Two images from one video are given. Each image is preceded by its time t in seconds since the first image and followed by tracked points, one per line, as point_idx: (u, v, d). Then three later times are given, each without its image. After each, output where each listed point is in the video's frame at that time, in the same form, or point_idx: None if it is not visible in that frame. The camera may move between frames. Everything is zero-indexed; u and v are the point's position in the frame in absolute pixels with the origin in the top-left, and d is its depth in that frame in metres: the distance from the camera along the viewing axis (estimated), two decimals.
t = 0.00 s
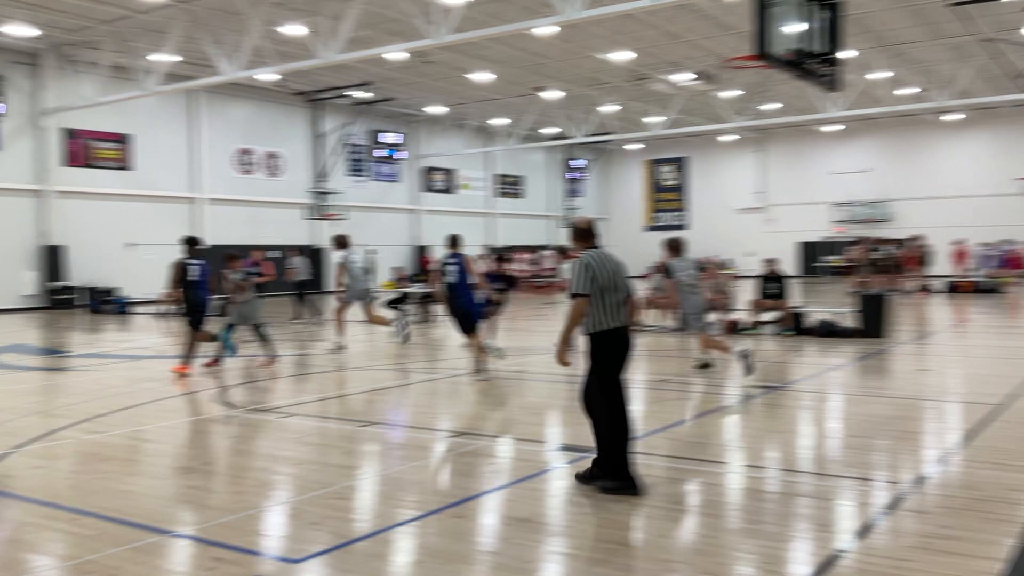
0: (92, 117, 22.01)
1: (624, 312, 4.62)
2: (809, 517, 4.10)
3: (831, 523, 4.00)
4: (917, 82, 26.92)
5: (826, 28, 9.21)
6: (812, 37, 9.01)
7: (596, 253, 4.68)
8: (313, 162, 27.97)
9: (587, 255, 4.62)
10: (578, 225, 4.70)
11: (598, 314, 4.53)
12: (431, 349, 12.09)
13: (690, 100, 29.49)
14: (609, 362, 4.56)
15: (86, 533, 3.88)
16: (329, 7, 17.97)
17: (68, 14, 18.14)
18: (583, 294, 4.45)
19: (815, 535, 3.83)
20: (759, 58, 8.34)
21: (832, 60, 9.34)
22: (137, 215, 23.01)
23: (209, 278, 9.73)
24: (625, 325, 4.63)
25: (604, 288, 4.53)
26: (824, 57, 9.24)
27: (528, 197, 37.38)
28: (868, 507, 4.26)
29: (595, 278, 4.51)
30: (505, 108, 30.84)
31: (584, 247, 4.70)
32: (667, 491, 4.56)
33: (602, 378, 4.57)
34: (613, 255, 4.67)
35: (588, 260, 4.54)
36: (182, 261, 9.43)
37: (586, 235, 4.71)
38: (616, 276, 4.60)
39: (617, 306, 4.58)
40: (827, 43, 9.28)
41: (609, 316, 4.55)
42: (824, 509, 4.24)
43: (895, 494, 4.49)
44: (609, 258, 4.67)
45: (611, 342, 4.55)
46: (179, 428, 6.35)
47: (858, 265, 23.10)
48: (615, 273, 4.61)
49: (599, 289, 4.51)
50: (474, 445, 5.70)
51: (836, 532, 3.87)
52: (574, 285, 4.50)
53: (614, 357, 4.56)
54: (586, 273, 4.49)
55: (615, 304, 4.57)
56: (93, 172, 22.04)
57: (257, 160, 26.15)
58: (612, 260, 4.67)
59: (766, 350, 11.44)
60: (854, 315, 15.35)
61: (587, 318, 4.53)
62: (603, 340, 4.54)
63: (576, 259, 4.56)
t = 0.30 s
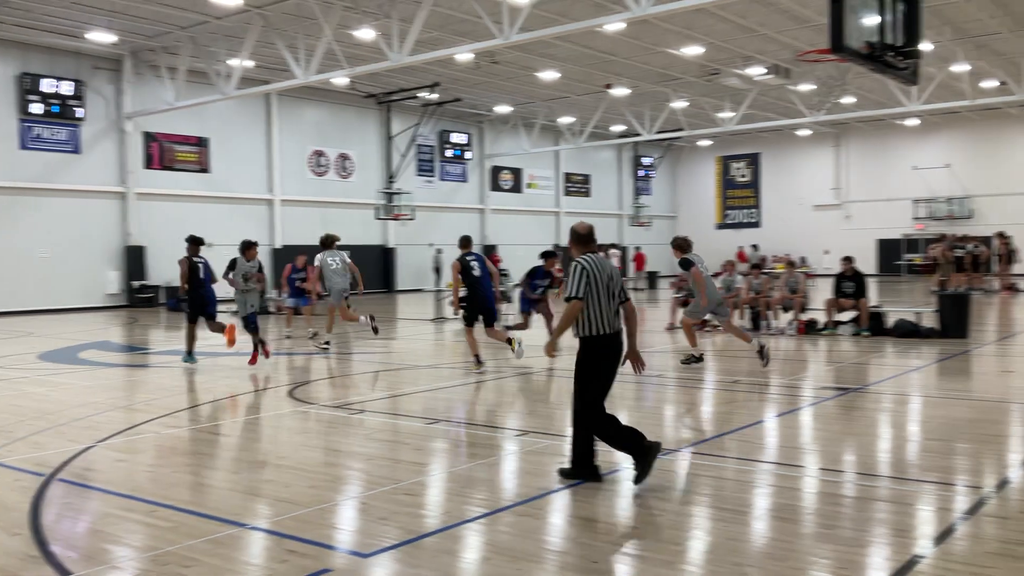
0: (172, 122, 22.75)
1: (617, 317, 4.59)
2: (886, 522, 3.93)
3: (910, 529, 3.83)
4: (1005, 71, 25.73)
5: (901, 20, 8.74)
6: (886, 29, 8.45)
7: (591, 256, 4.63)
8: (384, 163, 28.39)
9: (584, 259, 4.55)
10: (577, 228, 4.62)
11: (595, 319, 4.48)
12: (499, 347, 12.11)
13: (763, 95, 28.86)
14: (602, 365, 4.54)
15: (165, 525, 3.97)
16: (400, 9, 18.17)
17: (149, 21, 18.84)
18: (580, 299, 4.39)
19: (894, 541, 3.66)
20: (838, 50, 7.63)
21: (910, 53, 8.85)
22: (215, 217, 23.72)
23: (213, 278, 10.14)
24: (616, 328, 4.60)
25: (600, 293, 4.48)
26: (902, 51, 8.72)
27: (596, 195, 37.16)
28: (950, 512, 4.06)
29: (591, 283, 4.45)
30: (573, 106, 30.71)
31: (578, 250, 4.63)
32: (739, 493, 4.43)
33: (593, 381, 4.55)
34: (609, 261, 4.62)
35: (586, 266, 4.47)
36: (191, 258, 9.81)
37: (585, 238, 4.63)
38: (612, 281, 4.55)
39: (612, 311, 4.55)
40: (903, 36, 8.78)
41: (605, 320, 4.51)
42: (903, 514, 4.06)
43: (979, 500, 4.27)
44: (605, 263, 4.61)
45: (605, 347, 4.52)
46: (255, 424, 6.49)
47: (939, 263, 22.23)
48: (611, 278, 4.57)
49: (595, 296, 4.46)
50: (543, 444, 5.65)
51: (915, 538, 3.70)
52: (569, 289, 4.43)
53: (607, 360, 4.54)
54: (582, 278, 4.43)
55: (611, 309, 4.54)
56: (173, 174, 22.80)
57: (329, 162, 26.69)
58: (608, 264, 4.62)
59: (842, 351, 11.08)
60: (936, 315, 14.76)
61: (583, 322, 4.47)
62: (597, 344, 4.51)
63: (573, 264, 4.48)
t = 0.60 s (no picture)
0: (213, 124, 23.13)
1: (589, 319, 4.78)
2: (929, 526, 3.83)
3: (954, 533, 3.73)
4: None
5: (942, 17, 8.35)
6: (929, 27, 8.22)
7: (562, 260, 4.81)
8: (421, 163, 28.53)
9: (554, 262, 4.75)
10: (547, 232, 4.80)
11: (568, 319, 4.67)
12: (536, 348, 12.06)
13: (803, 93, 28.47)
14: (577, 362, 4.69)
15: (205, 522, 4.02)
16: (437, 10, 18.24)
17: (191, 24, 19.18)
18: (552, 298, 4.59)
19: (935, 545, 3.57)
20: (881, 47, 7.47)
21: (955, 50, 8.41)
22: (255, 217, 24.04)
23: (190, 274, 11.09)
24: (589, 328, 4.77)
25: (570, 294, 4.66)
26: (946, 48, 8.36)
27: (633, 195, 36.94)
28: (994, 517, 3.93)
29: (561, 282, 4.64)
30: (610, 106, 30.56)
31: (549, 255, 4.81)
32: (778, 495, 4.35)
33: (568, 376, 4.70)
34: (579, 263, 4.80)
35: (555, 268, 4.67)
36: (164, 258, 10.85)
37: (556, 242, 4.82)
38: (582, 283, 4.74)
39: (583, 310, 4.72)
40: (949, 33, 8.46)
41: (575, 320, 4.69)
42: (945, 518, 3.95)
43: None
44: (576, 266, 4.80)
45: (577, 345, 4.69)
46: (294, 422, 6.55)
47: (985, 263, 21.67)
48: (582, 280, 4.75)
49: (565, 296, 4.65)
50: (579, 445, 5.61)
51: (959, 542, 3.60)
52: (540, 289, 4.63)
53: (581, 358, 4.69)
54: (551, 279, 4.62)
55: (581, 310, 4.72)
56: (214, 175, 23.16)
57: (367, 163, 26.86)
58: (579, 268, 4.80)
59: (884, 352, 10.85)
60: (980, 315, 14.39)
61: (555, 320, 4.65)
62: (567, 342, 4.68)
63: (543, 266, 4.67)
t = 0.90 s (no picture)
0: (241, 125, 23.34)
1: (542, 310, 4.97)
2: (959, 529, 3.75)
3: (985, 536, 3.64)
4: None
5: (972, 14, 8.14)
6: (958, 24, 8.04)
7: (521, 254, 5.07)
8: (446, 163, 28.60)
9: (510, 256, 5.02)
10: (508, 227, 5.08)
11: (514, 311, 4.91)
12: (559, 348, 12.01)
13: (830, 91, 28.18)
14: (525, 352, 4.90)
15: (231, 519, 4.04)
16: (462, 10, 18.28)
17: (218, 26, 19.37)
18: (495, 294, 4.89)
19: (965, 548, 3.49)
20: (909, 45, 7.34)
21: (984, 48, 8.21)
22: (281, 218, 24.21)
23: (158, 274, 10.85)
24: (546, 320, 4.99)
25: (522, 286, 4.91)
26: (975, 45, 8.14)
27: (658, 194, 36.75)
28: None
29: (510, 275, 4.92)
30: (635, 105, 30.42)
31: (508, 250, 5.09)
32: (804, 497, 4.29)
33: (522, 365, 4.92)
34: (537, 257, 5.05)
35: (506, 261, 4.96)
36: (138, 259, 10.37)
37: (517, 236, 5.09)
38: (537, 275, 4.98)
39: (539, 302, 4.95)
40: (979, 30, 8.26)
41: (528, 311, 4.93)
42: (974, 521, 3.86)
43: None
44: (533, 260, 5.05)
45: (530, 336, 4.92)
46: (319, 421, 6.58)
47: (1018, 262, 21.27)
48: (537, 273, 4.99)
49: (515, 288, 4.92)
50: (604, 445, 5.57)
51: (990, 546, 3.52)
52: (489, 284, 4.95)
53: (533, 347, 4.92)
54: (501, 272, 4.92)
55: (536, 301, 4.95)
56: (241, 176, 23.39)
57: (392, 163, 26.95)
58: (537, 261, 5.05)
59: (913, 353, 10.68)
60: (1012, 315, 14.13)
61: (505, 312, 4.93)
62: (520, 332, 4.92)
63: (496, 260, 4.97)
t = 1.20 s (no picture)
0: (254, 126, 23.44)
1: (492, 314, 5.22)
2: (975, 531, 3.70)
3: (1000, 538, 3.60)
4: None
5: (987, 13, 8.06)
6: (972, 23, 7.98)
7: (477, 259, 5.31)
8: (458, 163, 28.62)
9: (467, 262, 5.26)
10: (465, 232, 5.33)
11: (469, 313, 5.13)
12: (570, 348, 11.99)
13: (844, 91, 28.01)
14: (477, 353, 5.14)
15: (244, 519, 4.05)
16: (475, 10, 18.30)
17: (230, 27, 19.45)
18: (454, 295, 5.08)
19: (980, 550, 3.45)
20: (923, 44, 7.30)
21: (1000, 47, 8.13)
22: (294, 218, 24.29)
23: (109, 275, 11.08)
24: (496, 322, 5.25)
25: (477, 289, 5.15)
26: (990, 44, 8.05)
27: (670, 195, 36.65)
28: None
29: (466, 279, 5.14)
30: (647, 105, 30.33)
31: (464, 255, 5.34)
32: (818, 498, 4.25)
33: (472, 364, 5.15)
34: (492, 264, 5.30)
35: (463, 267, 5.19)
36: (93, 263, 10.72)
37: (472, 243, 5.35)
38: (492, 280, 5.23)
39: (491, 306, 5.20)
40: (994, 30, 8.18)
41: (480, 313, 5.15)
42: (990, 523, 3.81)
43: None
44: (488, 266, 5.30)
45: (480, 337, 5.15)
46: (331, 421, 6.58)
47: None
48: (492, 278, 5.24)
49: (470, 291, 5.14)
50: (616, 446, 5.54)
51: (1005, 547, 3.48)
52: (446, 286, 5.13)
53: (484, 348, 5.16)
54: (458, 276, 5.14)
55: (490, 305, 5.20)
56: (254, 177, 23.49)
57: (404, 163, 26.98)
58: (492, 267, 5.30)
59: (926, 354, 10.60)
60: None
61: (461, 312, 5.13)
62: (472, 334, 5.14)
63: (454, 266, 5.19)
